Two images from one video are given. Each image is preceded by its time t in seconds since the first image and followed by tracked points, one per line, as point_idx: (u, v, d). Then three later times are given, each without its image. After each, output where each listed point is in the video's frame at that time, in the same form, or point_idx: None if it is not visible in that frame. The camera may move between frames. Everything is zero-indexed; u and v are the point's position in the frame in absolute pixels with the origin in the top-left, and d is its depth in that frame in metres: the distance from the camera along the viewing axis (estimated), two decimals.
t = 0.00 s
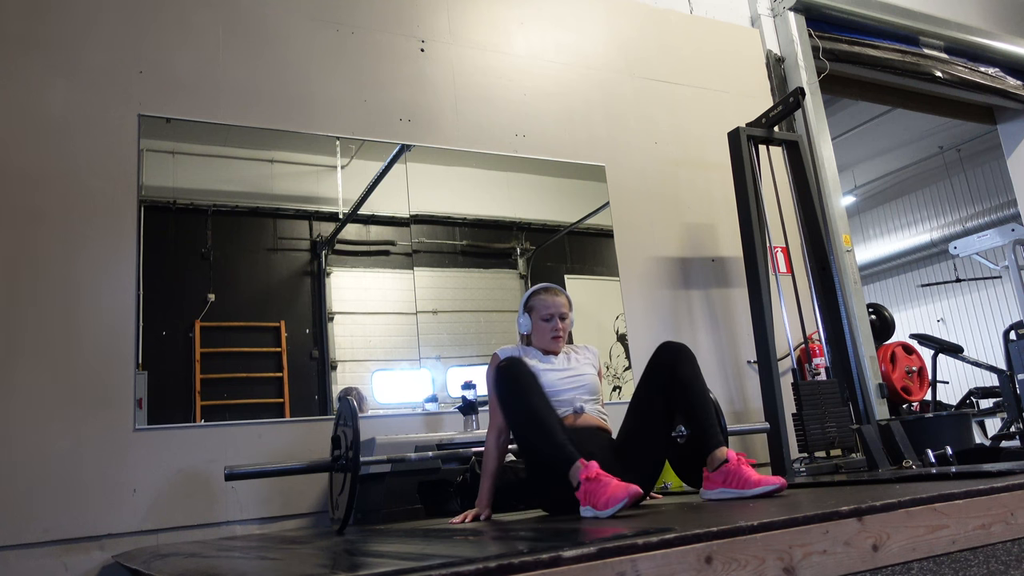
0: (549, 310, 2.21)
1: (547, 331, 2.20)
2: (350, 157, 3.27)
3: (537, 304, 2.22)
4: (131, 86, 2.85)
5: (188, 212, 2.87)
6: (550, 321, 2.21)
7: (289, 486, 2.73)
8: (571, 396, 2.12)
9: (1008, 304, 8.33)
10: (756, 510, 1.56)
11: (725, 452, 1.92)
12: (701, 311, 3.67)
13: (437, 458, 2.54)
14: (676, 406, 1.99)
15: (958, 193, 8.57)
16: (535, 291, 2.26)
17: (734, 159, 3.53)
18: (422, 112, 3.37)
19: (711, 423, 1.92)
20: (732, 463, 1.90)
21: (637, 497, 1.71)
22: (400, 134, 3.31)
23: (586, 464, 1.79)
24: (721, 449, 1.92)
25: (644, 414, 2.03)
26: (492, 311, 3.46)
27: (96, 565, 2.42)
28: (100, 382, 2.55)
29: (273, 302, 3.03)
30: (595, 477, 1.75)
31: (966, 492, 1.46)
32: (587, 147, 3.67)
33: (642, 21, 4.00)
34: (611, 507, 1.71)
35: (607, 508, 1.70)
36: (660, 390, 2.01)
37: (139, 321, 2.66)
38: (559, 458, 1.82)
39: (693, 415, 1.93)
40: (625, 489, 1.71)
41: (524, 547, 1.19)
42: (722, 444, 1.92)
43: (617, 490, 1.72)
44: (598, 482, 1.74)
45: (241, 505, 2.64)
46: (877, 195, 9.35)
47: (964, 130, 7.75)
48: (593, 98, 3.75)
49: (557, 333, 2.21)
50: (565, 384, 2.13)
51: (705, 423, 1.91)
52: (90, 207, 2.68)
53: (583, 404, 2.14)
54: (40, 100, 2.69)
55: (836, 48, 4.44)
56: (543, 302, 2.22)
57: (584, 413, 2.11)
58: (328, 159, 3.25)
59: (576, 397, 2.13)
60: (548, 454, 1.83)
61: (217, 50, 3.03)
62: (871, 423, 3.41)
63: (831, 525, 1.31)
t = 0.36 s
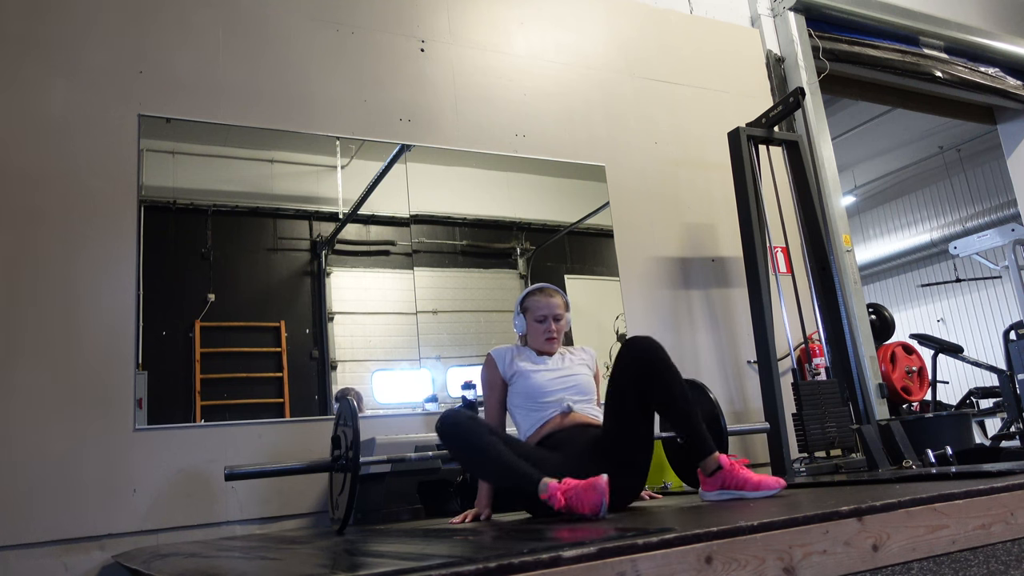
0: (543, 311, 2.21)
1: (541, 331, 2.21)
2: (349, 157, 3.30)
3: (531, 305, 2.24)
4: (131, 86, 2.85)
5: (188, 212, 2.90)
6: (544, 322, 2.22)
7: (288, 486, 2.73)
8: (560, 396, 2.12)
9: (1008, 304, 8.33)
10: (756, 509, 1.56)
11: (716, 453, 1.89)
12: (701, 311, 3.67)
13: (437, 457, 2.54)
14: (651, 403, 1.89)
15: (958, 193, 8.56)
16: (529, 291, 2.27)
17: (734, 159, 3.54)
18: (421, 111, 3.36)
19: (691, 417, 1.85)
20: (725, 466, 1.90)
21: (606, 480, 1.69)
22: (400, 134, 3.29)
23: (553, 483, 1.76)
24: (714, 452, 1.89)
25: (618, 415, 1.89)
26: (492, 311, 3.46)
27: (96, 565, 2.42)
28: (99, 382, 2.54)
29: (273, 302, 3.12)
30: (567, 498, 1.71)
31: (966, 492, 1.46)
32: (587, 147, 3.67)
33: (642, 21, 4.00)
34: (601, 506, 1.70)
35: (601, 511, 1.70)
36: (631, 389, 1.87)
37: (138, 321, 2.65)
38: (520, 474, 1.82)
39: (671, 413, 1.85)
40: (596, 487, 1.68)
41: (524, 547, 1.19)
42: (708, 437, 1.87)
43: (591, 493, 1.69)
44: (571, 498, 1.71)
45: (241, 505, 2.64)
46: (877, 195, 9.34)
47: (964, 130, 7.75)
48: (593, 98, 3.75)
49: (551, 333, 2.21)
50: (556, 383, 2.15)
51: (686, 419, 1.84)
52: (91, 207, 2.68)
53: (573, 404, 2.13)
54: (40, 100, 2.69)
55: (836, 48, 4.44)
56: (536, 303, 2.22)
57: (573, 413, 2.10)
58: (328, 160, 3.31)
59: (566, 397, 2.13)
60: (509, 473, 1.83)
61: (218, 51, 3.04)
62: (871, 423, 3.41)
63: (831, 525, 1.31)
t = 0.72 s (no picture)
0: (534, 309, 2.28)
1: (532, 329, 2.28)
2: (349, 157, 3.30)
3: (523, 303, 2.30)
4: (131, 86, 2.85)
5: (188, 212, 2.90)
6: (535, 319, 2.28)
7: (288, 486, 2.73)
8: (543, 390, 2.16)
9: (1008, 304, 8.32)
10: (756, 509, 1.56)
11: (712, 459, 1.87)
12: (701, 311, 3.67)
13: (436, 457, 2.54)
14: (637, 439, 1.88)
15: (958, 193, 8.56)
16: (523, 291, 2.35)
17: (735, 159, 3.53)
18: (422, 111, 3.37)
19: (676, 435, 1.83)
20: (723, 466, 1.89)
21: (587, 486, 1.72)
22: (400, 134, 3.30)
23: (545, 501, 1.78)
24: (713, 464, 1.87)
25: (597, 431, 1.91)
26: (492, 311, 3.47)
27: (96, 565, 2.42)
28: (100, 382, 2.54)
29: (273, 302, 3.10)
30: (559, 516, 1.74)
31: (966, 492, 1.46)
32: (587, 147, 3.67)
33: (642, 21, 4.00)
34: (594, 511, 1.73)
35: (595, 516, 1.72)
36: (611, 417, 1.86)
37: (139, 321, 2.65)
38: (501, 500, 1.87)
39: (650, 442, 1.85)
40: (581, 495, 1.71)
41: (524, 547, 1.19)
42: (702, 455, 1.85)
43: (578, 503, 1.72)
44: (564, 515, 1.74)
45: (241, 505, 2.64)
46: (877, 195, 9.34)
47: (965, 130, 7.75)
48: (593, 98, 3.75)
49: (542, 331, 2.28)
50: (540, 378, 2.19)
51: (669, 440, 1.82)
52: (91, 207, 2.68)
53: (557, 397, 2.15)
54: (41, 100, 2.69)
55: (836, 48, 4.44)
56: (527, 301, 2.29)
57: (556, 406, 2.12)
58: (328, 160, 3.30)
59: (549, 391, 2.16)
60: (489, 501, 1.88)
61: (218, 51, 3.04)
62: (871, 423, 3.41)
63: (831, 525, 1.31)
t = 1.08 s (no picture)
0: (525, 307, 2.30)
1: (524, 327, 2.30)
2: (350, 157, 3.29)
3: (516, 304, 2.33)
4: (131, 86, 2.85)
5: (188, 212, 2.91)
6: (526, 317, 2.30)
7: (289, 486, 2.73)
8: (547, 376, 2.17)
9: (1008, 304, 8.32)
10: (756, 509, 1.56)
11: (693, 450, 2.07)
12: (701, 311, 3.67)
13: (437, 458, 2.53)
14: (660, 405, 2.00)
15: (958, 193, 8.57)
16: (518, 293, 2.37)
17: (734, 159, 3.54)
18: (421, 112, 3.37)
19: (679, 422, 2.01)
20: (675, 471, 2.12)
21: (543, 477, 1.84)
22: (401, 134, 3.30)
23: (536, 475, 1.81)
24: (696, 457, 2.07)
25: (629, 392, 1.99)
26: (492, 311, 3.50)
27: (96, 565, 2.42)
28: (100, 382, 2.55)
29: (274, 302, 3.08)
30: (514, 511, 1.84)
31: (966, 492, 1.46)
32: (587, 147, 3.67)
33: (642, 21, 4.00)
34: (546, 504, 1.82)
35: (545, 509, 1.80)
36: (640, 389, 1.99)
37: (139, 321, 2.65)
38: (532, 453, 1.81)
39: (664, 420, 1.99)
40: (534, 486, 1.83)
41: (524, 547, 1.19)
42: (694, 446, 2.04)
43: (530, 497, 1.83)
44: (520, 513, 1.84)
45: (241, 505, 2.64)
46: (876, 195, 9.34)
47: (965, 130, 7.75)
48: (593, 98, 3.75)
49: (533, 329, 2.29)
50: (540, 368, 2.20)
51: (676, 425, 2.00)
52: (91, 207, 2.68)
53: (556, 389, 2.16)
54: (41, 101, 2.70)
55: (836, 48, 4.44)
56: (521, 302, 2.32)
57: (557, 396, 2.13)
58: (328, 160, 3.28)
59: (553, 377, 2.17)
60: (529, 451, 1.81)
61: (218, 51, 3.04)
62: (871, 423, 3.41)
63: (831, 525, 1.31)
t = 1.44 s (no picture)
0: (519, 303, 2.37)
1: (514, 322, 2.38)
2: (350, 157, 3.32)
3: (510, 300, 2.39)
4: (130, 86, 2.85)
5: (189, 211, 3.06)
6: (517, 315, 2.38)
7: (288, 486, 2.73)
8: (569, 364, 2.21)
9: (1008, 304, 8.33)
10: (756, 509, 1.56)
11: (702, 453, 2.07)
12: (701, 311, 3.67)
13: (437, 458, 2.53)
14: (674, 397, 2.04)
15: (958, 193, 8.57)
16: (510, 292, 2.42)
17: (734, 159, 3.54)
18: (421, 112, 3.36)
19: (691, 419, 2.02)
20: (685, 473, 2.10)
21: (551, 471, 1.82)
22: (401, 135, 3.28)
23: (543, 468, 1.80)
24: (702, 455, 2.06)
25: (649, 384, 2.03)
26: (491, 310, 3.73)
27: (96, 565, 2.42)
28: (100, 382, 2.54)
29: (274, 303, 3.24)
30: (516, 503, 1.84)
31: (966, 492, 1.46)
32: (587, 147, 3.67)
33: (642, 21, 4.00)
34: (547, 498, 1.80)
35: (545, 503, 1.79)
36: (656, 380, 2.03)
37: (139, 321, 2.65)
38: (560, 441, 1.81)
39: (674, 417, 2.02)
40: (539, 480, 1.81)
41: (524, 547, 1.19)
42: (701, 443, 2.04)
43: (534, 489, 1.82)
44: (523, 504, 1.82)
45: (241, 505, 2.64)
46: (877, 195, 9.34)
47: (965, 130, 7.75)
48: (593, 97, 3.75)
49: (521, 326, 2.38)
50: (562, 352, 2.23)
51: (687, 422, 2.01)
52: (92, 207, 2.68)
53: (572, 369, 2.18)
54: (41, 101, 2.70)
55: (836, 48, 4.44)
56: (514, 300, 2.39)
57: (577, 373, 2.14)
58: (328, 160, 3.34)
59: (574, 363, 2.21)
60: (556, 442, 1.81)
61: (218, 51, 3.04)
62: (871, 423, 3.41)
63: (831, 526, 1.31)
